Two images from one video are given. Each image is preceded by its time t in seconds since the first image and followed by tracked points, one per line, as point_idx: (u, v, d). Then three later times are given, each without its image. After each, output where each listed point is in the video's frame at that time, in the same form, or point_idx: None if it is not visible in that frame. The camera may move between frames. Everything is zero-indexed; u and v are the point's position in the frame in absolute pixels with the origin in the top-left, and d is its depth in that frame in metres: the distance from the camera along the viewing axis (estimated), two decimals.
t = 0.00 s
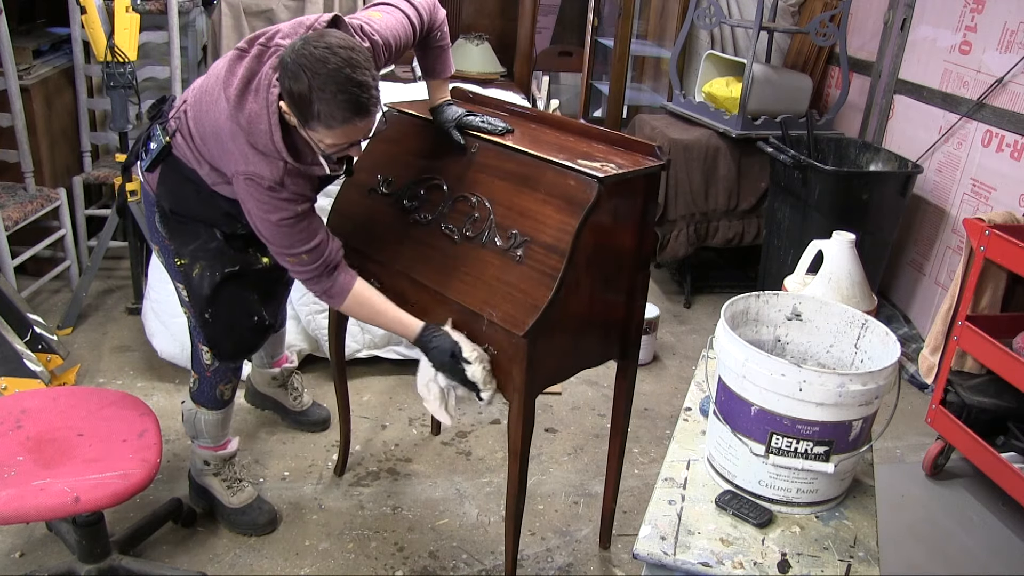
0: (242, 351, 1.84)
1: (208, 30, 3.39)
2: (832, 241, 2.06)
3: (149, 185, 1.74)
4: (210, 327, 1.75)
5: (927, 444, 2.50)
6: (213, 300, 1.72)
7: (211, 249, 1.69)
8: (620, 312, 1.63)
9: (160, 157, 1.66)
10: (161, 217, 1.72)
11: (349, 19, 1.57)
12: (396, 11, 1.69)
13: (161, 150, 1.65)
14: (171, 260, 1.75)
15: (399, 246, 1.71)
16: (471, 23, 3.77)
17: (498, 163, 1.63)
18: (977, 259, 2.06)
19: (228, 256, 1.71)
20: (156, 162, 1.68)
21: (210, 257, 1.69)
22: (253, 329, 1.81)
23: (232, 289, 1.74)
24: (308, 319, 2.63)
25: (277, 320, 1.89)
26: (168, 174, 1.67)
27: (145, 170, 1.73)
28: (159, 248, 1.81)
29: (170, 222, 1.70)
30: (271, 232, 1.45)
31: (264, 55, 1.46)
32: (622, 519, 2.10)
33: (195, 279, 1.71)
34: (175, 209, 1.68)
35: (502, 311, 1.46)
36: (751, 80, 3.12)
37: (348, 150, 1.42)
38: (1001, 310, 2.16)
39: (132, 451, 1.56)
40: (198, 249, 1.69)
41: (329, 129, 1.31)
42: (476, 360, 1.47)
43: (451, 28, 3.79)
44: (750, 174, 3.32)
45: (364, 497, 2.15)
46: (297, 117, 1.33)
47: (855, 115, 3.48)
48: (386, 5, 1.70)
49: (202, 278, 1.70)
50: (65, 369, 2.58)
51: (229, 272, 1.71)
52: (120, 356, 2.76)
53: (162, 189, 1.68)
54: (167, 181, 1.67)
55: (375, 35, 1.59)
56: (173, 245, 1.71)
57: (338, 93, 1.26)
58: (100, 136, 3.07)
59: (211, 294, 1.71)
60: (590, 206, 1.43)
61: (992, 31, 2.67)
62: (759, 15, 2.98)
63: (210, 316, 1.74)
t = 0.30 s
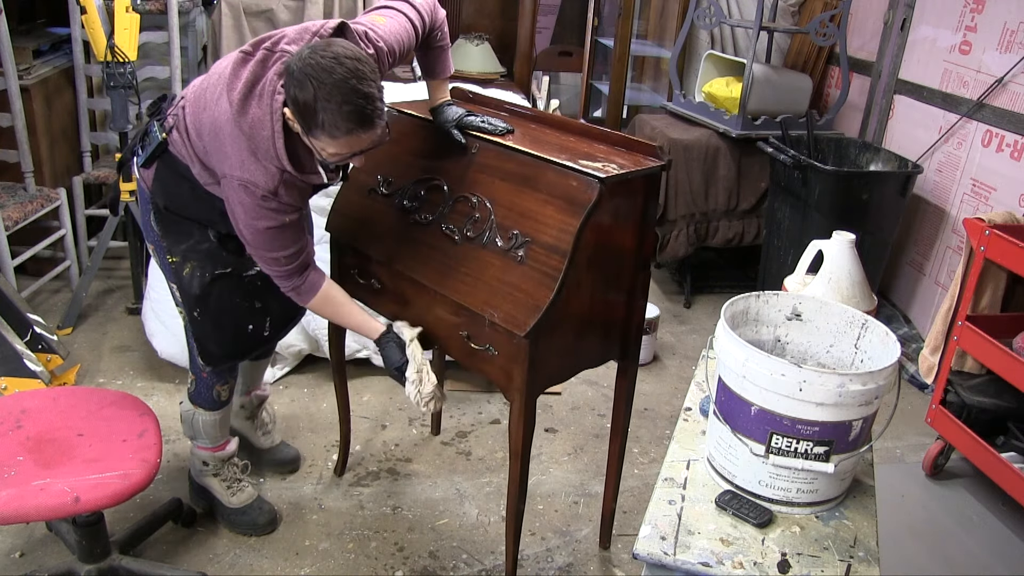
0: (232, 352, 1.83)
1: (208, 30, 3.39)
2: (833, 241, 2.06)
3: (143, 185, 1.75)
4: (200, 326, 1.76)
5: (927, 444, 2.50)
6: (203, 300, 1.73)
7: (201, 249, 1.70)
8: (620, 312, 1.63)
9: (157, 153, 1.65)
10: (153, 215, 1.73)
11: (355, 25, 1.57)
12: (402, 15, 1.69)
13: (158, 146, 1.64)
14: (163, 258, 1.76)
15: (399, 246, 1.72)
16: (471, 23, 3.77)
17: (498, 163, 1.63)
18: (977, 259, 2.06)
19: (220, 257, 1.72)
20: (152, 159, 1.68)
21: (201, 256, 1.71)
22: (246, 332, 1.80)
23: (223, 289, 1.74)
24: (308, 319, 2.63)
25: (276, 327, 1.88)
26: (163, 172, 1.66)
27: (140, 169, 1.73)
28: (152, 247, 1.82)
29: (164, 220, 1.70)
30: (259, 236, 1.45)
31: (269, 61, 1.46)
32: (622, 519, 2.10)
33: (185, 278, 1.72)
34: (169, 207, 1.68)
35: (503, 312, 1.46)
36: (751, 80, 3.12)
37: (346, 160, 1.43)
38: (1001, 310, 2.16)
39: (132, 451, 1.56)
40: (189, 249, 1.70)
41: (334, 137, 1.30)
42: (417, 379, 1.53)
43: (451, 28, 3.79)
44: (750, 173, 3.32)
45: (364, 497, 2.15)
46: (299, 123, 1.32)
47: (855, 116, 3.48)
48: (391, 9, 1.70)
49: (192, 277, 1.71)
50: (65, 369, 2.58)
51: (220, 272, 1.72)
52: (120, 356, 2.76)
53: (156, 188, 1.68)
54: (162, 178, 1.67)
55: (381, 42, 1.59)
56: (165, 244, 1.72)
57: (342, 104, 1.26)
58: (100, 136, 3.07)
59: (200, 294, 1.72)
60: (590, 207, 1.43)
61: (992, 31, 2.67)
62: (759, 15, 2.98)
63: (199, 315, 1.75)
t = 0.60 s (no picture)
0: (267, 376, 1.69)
1: (208, 30, 3.39)
2: (833, 241, 2.06)
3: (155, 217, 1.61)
4: (239, 347, 1.62)
5: (927, 444, 2.50)
6: (239, 314, 1.58)
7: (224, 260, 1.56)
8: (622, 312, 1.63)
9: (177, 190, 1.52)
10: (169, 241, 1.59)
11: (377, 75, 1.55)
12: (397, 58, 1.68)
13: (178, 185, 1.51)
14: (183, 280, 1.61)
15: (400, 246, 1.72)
16: (471, 23, 3.77)
17: (498, 162, 1.63)
18: (977, 259, 2.06)
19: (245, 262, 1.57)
20: (169, 197, 1.54)
21: (226, 269, 1.55)
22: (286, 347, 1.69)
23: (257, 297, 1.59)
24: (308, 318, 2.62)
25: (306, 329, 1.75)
26: (181, 210, 1.53)
27: (152, 204, 1.60)
28: (163, 271, 1.67)
29: (184, 251, 1.57)
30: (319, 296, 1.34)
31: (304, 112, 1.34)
32: (622, 519, 2.10)
33: (216, 296, 1.57)
34: (188, 236, 1.55)
35: (507, 311, 1.47)
36: (751, 80, 3.12)
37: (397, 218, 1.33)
38: (1001, 310, 2.16)
39: (131, 451, 1.56)
40: (213, 265, 1.55)
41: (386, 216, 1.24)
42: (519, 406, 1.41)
43: (451, 28, 3.79)
44: (750, 173, 3.32)
45: (364, 497, 2.15)
46: (349, 196, 1.24)
47: (855, 115, 3.48)
48: (388, 50, 1.68)
49: (222, 293, 1.56)
50: (65, 369, 2.58)
51: (249, 279, 1.57)
52: (120, 356, 2.77)
53: (175, 221, 1.55)
54: (181, 216, 1.53)
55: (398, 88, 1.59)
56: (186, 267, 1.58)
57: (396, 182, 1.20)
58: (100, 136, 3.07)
59: (235, 308, 1.57)
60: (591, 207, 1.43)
61: (992, 31, 2.67)
62: (759, 15, 2.98)
63: (239, 333, 1.61)
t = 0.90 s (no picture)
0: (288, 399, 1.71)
1: (208, 30, 3.39)
2: (833, 241, 2.06)
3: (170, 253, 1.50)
4: (268, 373, 1.63)
5: (927, 444, 2.50)
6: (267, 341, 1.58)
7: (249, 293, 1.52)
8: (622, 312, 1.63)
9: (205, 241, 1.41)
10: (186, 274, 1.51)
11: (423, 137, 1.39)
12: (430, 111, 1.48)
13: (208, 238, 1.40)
14: (200, 308, 1.55)
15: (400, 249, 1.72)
16: (471, 23, 3.77)
17: (497, 161, 1.63)
18: (977, 259, 2.06)
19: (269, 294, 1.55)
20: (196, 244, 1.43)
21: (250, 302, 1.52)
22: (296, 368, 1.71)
23: (282, 324, 1.60)
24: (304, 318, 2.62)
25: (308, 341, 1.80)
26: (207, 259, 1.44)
27: (168, 241, 1.48)
28: (173, 297, 1.59)
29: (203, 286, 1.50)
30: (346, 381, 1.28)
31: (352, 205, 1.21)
32: (622, 519, 2.10)
33: (244, 327, 1.55)
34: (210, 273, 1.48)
35: (506, 310, 1.48)
36: (751, 80, 3.13)
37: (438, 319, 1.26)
38: (1001, 310, 2.16)
39: (131, 451, 1.56)
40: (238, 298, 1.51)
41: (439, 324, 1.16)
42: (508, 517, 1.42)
43: (451, 28, 3.79)
44: (750, 173, 3.32)
45: (363, 497, 2.15)
46: (399, 299, 1.16)
47: (855, 116, 3.48)
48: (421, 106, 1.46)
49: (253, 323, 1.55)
50: (65, 369, 2.58)
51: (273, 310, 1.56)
52: (120, 356, 2.76)
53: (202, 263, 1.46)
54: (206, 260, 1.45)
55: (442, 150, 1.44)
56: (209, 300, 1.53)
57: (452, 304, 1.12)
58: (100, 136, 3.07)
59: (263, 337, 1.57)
60: (590, 206, 1.43)
61: (991, 31, 2.67)
62: (759, 15, 2.98)
63: (270, 360, 1.62)
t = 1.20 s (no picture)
0: (291, 405, 1.70)
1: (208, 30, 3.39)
2: (833, 241, 2.06)
3: (176, 276, 1.47)
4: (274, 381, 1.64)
5: (927, 444, 2.50)
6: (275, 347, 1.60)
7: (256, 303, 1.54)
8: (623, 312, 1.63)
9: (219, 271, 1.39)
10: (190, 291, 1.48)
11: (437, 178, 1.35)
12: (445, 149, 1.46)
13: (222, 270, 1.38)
14: (206, 320, 1.54)
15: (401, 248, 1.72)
16: (471, 23, 3.77)
17: (499, 161, 1.63)
18: (977, 258, 2.06)
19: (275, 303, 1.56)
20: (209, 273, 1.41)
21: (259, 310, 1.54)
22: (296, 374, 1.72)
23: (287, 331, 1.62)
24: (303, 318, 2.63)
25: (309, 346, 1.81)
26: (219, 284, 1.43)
27: (175, 264, 1.45)
28: (174, 310, 1.57)
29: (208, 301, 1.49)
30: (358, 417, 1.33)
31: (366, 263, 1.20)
32: (622, 519, 2.10)
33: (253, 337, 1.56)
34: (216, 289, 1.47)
35: (507, 310, 1.48)
36: (751, 80, 3.13)
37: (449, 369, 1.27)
38: (1001, 310, 2.16)
39: (132, 451, 1.56)
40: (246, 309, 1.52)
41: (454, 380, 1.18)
42: None
43: (451, 28, 3.79)
44: (750, 173, 3.32)
45: (363, 497, 2.15)
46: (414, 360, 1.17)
47: (855, 116, 3.48)
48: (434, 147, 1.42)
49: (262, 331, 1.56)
50: (65, 369, 2.58)
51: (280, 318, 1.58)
52: (120, 356, 2.77)
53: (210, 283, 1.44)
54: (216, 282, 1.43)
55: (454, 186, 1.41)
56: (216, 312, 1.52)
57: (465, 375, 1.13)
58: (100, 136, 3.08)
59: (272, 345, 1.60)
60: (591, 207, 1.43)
61: (991, 31, 2.67)
62: (759, 15, 2.98)
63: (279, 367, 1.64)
